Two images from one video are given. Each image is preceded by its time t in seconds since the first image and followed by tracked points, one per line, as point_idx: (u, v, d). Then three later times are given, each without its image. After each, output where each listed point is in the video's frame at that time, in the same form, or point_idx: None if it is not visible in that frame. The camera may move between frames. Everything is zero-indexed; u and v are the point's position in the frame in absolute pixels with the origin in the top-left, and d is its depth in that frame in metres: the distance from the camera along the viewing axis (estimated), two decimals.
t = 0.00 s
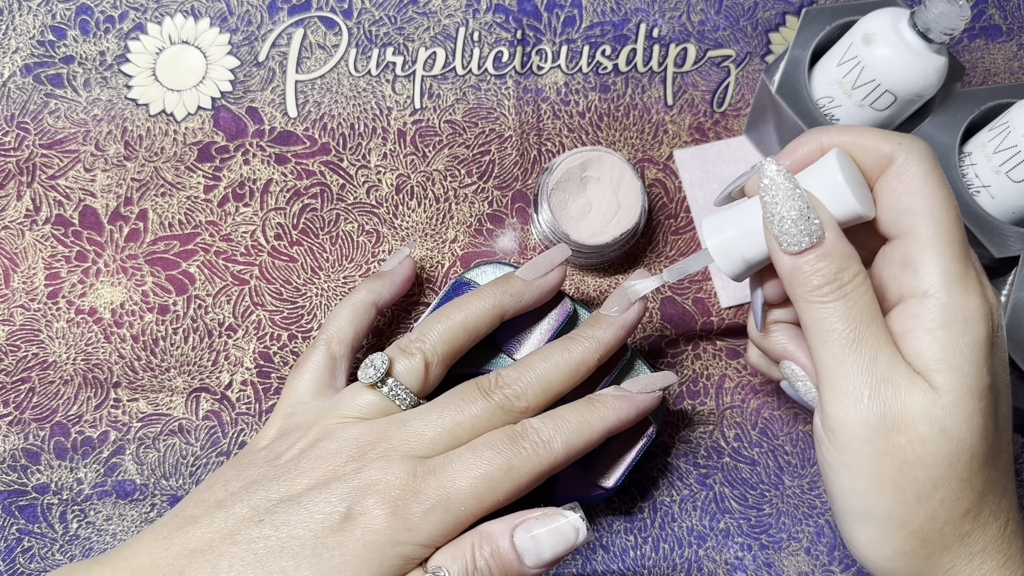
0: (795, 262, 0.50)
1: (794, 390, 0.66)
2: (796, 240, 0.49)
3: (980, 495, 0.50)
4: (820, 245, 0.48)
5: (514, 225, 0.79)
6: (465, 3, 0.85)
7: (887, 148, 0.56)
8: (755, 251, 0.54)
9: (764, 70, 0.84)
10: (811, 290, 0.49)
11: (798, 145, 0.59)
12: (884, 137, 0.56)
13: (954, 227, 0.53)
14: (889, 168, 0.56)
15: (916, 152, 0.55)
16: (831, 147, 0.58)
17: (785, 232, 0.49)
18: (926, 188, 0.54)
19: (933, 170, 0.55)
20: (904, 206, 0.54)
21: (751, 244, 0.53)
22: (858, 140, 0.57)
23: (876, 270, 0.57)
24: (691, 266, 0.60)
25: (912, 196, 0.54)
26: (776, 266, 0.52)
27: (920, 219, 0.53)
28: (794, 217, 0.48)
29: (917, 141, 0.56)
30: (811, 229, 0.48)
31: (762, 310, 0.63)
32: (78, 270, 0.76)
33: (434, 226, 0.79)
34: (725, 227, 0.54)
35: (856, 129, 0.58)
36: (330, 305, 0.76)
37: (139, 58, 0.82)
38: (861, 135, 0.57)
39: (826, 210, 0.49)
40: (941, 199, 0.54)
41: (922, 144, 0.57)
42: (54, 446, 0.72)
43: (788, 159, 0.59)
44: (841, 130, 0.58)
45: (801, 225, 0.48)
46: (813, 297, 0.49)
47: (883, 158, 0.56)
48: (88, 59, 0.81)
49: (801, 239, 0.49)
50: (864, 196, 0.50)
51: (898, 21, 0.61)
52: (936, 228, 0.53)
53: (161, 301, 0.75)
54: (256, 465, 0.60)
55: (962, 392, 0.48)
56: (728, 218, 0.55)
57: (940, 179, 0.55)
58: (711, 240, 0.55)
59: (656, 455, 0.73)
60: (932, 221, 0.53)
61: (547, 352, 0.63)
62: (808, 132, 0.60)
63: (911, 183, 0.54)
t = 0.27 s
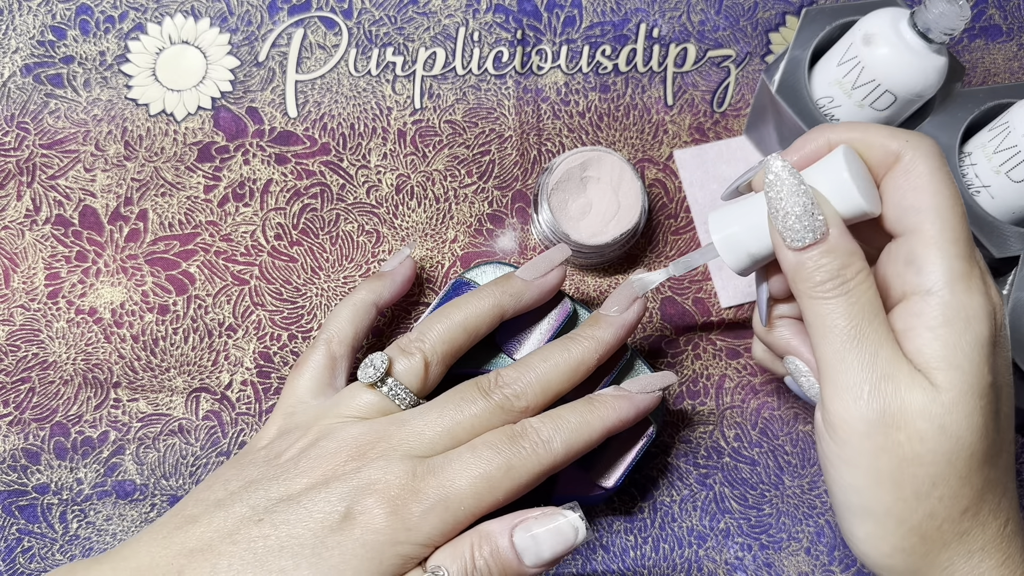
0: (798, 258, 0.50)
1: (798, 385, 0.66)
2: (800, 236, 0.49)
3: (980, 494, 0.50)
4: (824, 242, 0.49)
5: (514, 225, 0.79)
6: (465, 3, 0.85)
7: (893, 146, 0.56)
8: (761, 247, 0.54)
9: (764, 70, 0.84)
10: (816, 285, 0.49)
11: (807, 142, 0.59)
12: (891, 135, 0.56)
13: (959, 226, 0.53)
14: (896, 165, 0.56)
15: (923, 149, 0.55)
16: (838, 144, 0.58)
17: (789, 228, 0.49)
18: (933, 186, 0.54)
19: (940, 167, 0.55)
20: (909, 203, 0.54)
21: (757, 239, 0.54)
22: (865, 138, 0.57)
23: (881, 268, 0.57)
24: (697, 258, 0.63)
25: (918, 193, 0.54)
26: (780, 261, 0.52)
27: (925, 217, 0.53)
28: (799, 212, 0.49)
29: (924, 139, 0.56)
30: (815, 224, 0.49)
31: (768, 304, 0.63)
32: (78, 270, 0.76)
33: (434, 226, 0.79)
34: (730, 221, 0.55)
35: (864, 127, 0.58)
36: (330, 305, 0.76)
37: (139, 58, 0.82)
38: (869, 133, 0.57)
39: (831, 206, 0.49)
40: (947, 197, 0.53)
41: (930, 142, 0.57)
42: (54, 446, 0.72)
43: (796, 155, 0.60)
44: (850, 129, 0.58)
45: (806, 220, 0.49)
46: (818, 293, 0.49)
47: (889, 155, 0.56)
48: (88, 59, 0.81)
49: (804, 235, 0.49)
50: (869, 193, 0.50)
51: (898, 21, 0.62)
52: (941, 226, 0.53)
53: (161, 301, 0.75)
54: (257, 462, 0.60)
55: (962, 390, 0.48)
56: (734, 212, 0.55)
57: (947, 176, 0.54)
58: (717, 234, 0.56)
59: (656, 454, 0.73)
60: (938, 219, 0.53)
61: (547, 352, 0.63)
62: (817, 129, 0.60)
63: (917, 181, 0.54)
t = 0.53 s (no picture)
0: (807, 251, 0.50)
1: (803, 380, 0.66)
2: (810, 228, 0.49)
3: (980, 492, 0.50)
4: (835, 235, 0.48)
5: (514, 225, 0.80)
6: (465, 3, 0.85)
7: (908, 142, 0.55)
8: (772, 238, 0.54)
9: (764, 70, 0.84)
10: (825, 279, 0.49)
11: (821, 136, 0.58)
12: (907, 131, 0.56)
13: (970, 223, 0.52)
14: (909, 162, 0.55)
15: (937, 146, 0.55)
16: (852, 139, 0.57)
17: (799, 220, 0.49)
18: (946, 183, 0.53)
19: (953, 165, 0.54)
20: (921, 200, 0.54)
21: (768, 231, 0.54)
22: (880, 133, 0.57)
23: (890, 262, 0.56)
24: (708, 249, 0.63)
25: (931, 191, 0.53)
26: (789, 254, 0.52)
27: (936, 214, 0.53)
28: (809, 205, 0.49)
29: (939, 136, 0.56)
30: (825, 218, 0.49)
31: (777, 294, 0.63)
32: (78, 270, 0.76)
33: (434, 226, 0.79)
34: (742, 212, 0.55)
35: (880, 122, 0.57)
36: (330, 305, 0.76)
37: (139, 58, 0.82)
38: (885, 129, 0.56)
39: (842, 200, 0.49)
40: (959, 195, 0.53)
41: (945, 140, 0.56)
42: (54, 446, 0.72)
43: (810, 146, 0.58)
44: (865, 123, 0.58)
45: (817, 214, 0.49)
46: (826, 287, 0.49)
47: (903, 151, 0.56)
48: (88, 59, 0.81)
49: (814, 228, 0.49)
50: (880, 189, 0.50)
51: (898, 21, 0.62)
52: (952, 224, 0.52)
53: (161, 301, 0.75)
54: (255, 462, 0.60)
55: (966, 387, 0.49)
56: (746, 204, 0.55)
57: (958, 173, 0.54)
58: (728, 224, 0.55)
59: (656, 454, 0.73)
60: (949, 216, 0.52)
61: (547, 352, 0.63)
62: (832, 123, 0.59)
63: (929, 178, 0.54)
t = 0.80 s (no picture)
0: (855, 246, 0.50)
1: (837, 373, 0.65)
2: (862, 220, 0.49)
3: (1015, 505, 0.50)
4: (889, 229, 0.48)
5: (514, 225, 0.79)
6: (465, 3, 0.85)
7: (966, 135, 0.55)
8: (817, 232, 0.54)
9: (764, 70, 0.84)
10: (878, 275, 0.48)
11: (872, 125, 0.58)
12: (964, 125, 0.55)
13: None
14: (964, 156, 0.55)
15: (995, 144, 0.54)
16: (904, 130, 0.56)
17: (853, 210, 0.49)
18: (999, 183, 0.53)
19: (1009, 164, 0.54)
20: (977, 199, 0.54)
21: (812, 222, 0.54)
22: (937, 125, 0.56)
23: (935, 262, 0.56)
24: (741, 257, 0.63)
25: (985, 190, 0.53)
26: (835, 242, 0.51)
27: (991, 217, 0.53)
28: (863, 197, 0.48)
29: (998, 133, 0.56)
30: (876, 212, 0.48)
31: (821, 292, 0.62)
32: (78, 270, 0.76)
33: (434, 226, 0.79)
34: (786, 205, 0.55)
35: (938, 114, 0.57)
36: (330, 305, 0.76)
37: (139, 58, 0.82)
38: (940, 121, 0.56)
39: (896, 194, 0.49)
40: (1016, 197, 0.53)
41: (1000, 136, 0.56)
42: (54, 446, 0.72)
43: (866, 133, 0.58)
44: (916, 114, 0.57)
45: (869, 206, 0.48)
46: (877, 284, 0.48)
47: (959, 146, 0.55)
48: (88, 59, 0.81)
49: (868, 221, 0.48)
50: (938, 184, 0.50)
51: (898, 22, 0.62)
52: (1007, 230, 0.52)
53: (161, 301, 0.75)
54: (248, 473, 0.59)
55: (1014, 399, 0.49)
56: (791, 195, 0.55)
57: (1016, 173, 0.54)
58: (771, 217, 0.55)
59: (656, 454, 0.73)
60: (1006, 220, 0.52)
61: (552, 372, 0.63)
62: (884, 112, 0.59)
63: (986, 176, 0.54)
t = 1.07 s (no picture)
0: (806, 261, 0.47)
1: (823, 392, 0.66)
2: (804, 237, 0.46)
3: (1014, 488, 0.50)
4: (831, 238, 0.46)
5: (514, 225, 0.80)
6: (465, 3, 0.85)
7: (879, 138, 0.57)
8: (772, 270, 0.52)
9: (764, 70, 0.84)
10: (830, 287, 0.47)
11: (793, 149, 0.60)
12: (874, 129, 0.58)
13: (962, 212, 0.53)
14: (885, 156, 0.57)
15: (910, 139, 0.56)
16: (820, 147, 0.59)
17: (791, 229, 0.47)
18: (922, 175, 0.54)
19: (928, 154, 0.55)
20: (909, 193, 0.55)
21: (760, 262, 0.52)
22: (850, 135, 0.58)
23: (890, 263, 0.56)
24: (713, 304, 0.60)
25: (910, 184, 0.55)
26: (785, 269, 0.49)
27: (928, 204, 0.53)
28: (798, 212, 0.46)
29: (909, 128, 0.57)
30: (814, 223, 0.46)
31: (806, 333, 0.58)
32: (78, 270, 0.76)
33: (434, 226, 0.79)
34: (736, 253, 0.53)
35: (845, 126, 0.60)
36: (330, 305, 0.76)
37: (140, 58, 0.82)
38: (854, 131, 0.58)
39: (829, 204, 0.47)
40: (944, 184, 0.54)
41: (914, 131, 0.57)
42: (54, 446, 0.72)
43: (791, 158, 0.60)
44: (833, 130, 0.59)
45: (806, 219, 0.46)
46: (833, 297, 0.47)
47: (877, 149, 0.57)
48: (88, 59, 0.81)
49: (811, 235, 0.46)
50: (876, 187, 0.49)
51: (898, 22, 0.62)
52: (944, 212, 0.53)
53: (161, 301, 0.75)
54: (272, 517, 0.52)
55: (993, 385, 0.48)
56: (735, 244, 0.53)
57: (939, 162, 0.55)
58: (723, 270, 0.54)
59: (656, 454, 0.74)
60: (938, 204, 0.53)
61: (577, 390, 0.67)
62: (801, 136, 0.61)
63: (911, 169, 0.55)
